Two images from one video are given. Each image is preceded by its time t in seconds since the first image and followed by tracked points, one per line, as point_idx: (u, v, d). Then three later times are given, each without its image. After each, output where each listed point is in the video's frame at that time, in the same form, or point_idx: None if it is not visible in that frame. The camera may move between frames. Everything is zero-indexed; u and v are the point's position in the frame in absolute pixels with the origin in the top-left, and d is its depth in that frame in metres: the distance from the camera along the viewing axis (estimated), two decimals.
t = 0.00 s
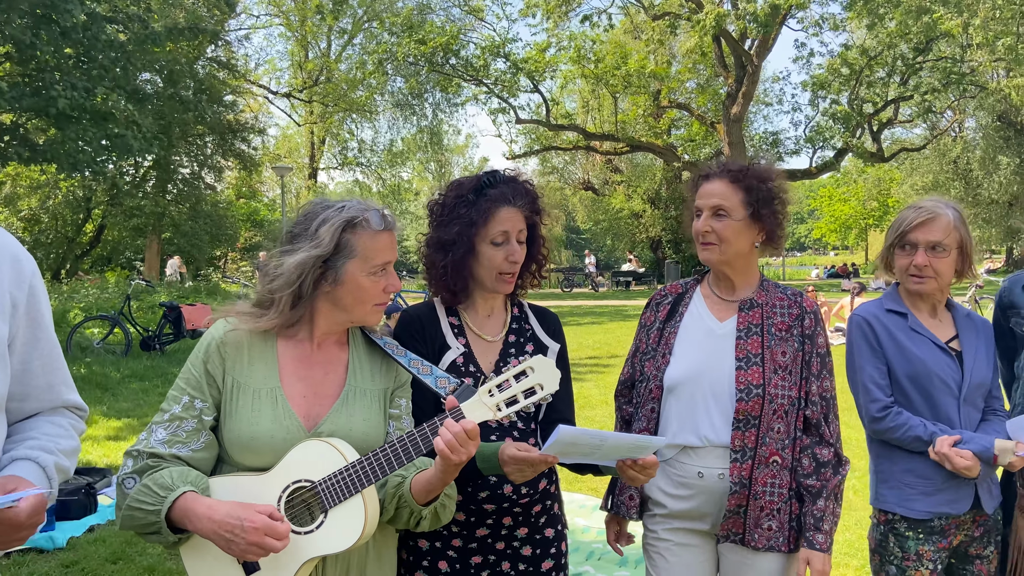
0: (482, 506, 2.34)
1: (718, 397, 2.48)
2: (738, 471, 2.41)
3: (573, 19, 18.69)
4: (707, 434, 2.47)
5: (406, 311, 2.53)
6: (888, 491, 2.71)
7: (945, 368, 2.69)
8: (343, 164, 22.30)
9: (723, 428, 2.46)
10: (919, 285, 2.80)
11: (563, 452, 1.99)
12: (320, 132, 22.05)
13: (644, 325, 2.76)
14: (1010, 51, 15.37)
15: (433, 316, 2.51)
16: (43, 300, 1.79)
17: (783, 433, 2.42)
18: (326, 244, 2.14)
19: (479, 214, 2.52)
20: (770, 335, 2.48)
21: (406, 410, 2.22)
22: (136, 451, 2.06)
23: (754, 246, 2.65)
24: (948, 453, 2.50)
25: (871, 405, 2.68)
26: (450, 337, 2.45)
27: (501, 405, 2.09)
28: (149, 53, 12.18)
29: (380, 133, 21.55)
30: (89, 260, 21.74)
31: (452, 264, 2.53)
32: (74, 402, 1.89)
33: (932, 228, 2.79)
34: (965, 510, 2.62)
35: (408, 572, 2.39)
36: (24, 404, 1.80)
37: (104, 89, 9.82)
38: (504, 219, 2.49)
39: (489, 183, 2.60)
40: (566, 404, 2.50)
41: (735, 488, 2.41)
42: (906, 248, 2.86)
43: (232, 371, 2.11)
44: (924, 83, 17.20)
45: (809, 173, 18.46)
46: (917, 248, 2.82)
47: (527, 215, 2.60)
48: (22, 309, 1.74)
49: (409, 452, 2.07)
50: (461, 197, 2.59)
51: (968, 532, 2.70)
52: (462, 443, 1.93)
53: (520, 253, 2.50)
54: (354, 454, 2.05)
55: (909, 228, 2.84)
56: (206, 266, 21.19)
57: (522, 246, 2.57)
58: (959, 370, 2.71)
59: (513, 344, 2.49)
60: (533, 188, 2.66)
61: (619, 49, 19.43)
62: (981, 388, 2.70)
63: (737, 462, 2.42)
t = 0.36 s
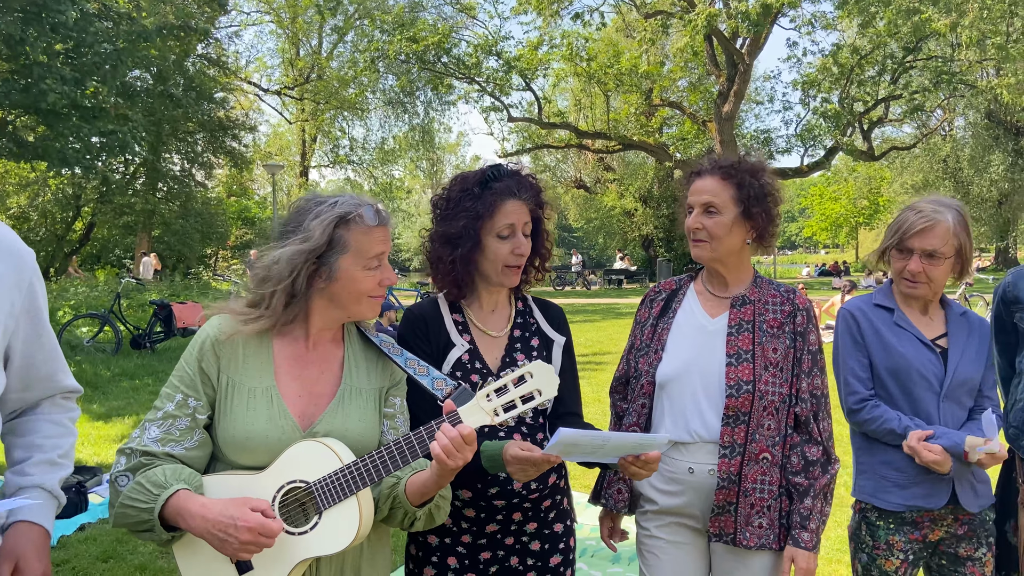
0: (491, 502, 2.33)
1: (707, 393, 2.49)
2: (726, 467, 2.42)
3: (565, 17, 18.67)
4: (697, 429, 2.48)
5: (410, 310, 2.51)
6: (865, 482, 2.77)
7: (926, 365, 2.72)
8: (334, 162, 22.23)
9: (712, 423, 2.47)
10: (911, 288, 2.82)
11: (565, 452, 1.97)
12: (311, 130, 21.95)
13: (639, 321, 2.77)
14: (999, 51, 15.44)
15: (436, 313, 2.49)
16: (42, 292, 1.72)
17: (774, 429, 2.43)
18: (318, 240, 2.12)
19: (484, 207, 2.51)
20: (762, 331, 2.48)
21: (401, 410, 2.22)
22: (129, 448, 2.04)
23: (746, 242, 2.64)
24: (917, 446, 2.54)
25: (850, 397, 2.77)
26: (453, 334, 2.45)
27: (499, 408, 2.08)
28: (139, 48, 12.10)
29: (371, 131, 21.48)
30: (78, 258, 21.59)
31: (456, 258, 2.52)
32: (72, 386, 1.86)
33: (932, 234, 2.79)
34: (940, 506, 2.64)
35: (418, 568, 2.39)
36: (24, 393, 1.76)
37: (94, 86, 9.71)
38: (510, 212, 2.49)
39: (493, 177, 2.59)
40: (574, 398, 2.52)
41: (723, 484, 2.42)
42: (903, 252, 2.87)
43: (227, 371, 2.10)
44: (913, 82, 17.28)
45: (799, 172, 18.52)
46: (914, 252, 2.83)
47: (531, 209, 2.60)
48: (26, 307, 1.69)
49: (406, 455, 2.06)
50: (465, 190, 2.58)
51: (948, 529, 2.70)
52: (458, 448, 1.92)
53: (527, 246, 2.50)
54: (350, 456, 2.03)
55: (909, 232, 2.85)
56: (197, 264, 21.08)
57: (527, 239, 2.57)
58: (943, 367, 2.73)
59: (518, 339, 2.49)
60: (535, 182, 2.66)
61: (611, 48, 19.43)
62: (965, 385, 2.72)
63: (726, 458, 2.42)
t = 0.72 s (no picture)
0: (509, 499, 2.32)
1: (701, 388, 2.49)
2: (719, 464, 2.42)
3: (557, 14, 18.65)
4: (690, 426, 2.48)
5: (416, 313, 2.50)
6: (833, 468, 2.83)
7: (896, 358, 2.76)
8: (326, 159, 22.18)
9: (705, 420, 2.47)
10: (901, 292, 2.83)
11: (574, 451, 1.95)
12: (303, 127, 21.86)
13: (632, 315, 2.76)
14: (989, 50, 15.52)
15: (442, 314, 2.48)
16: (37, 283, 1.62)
17: (768, 425, 2.44)
18: (309, 231, 2.11)
19: (490, 202, 2.50)
20: (755, 328, 2.48)
21: (395, 407, 2.21)
22: (121, 446, 2.02)
23: (741, 239, 2.64)
24: (866, 432, 2.61)
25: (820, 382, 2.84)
26: (461, 335, 2.44)
27: (493, 406, 2.08)
28: (129, 44, 11.99)
29: (363, 128, 21.42)
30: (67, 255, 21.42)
31: (466, 254, 2.49)
32: (69, 397, 1.71)
33: (942, 252, 2.74)
34: (896, 496, 2.66)
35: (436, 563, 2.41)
36: (13, 397, 1.62)
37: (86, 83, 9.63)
38: (513, 206, 2.49)
39: (495, 172, 2.58)
40: (586, 391, 2.52)
41: (716, 480, 2.43)
42: (908, 259, 2.83)
43: (219, 369, 2.08)
44: (903, 81, 17.37)
45: (791, 170, 18.59)
46: (917, 262, 2.80)
47: (533, 202, 2.59)
48: (19, 304, 1.58)
49: (400, 453, 2.05)
50: (469, 185, 2.57)
51: (918, 524, 2.72)
52: (451, 446, 1.91)
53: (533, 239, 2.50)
54: (343, 454, 2.02)
55: (921, 244, 2.78)
56: (188, 261, 20.97)
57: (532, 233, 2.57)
58: (915, 362, 2.76)
59: (527, 335, 2.49)
60: (535, 176, 2.65)
61: (604, 45, 19.44)
62: (936, 382, 2.74)
63: (718, 455, 2.43)
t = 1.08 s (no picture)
0: (516, 498, 2.32)
1: (697, 384, 2.50)
2: (714, 460, 2.43)
3: (551, 11, 18.62)
4: (686, 423, 2.48)
5: (417, 313, 2.50)
6: (842, 470, 2.76)
7: (916, 355, 2.77)
8: (319, 156, 22.07)
9: (700, 415, 2.48)
10: (908, 287, 2.84)
11: (569, 446, 1.97)
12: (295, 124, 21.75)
13: (627, 311, 2.76)
14: (980, 47, 15.58)
15: (443, 314, 2.48)
16: (35, 279, 1.61)
17: (762, 421, 2.44)
18: (300, 217, 2.13)
19: (485, 196, 2.50)
20: (751, 325, 2.49)
21: (392, 401, 2.21)
22: (117, 442, 2.02)
23: (736, 235, 2.65)
24: (921, 436, 2.57)
25: (848, 384, 2.71)
26: (462, 333, 2.43)
27: (490, 397, 2.10)
28: (119, 39, 11.89)
29: (356, 124, 21.32)
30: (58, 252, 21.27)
31: (463, 249, 2.50)
32: (60, 395, 1.68)
33: (952, 247, 2.79)
34: (916, 498, 2.68)
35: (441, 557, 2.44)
36: (5, 393, 1.59)
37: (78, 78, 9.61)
38: (509, 200, 2.49)
39: (490, 168, 2.59)
40: (590, 385, 2.52)
41: (711, 476, 2.43)
42: (915, 254, 2.84)
43: (216, 362, 2.07)
44: (896, 78, 17.39)
45: (784, 167, 18.61)
46: (927, 258, 2.82)
47: (529, 197, 2.59)
48: (13, 298, 1.56)
49: (397, 444, 2.05)
50: (464, 181, 2.57)
51: (915, 518, 2.76)
52: (449, 437, 1.91)
53: (529, 233, 2.50)
54: (339, 446, 2.02)
55: (930, 238, 2.79)
56: (180, 259, 20.87)
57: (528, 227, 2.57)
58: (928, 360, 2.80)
59: (528, 331, 2.48)
60: (531, 171, 2.66)
61: (597, 42, 19.40)
62: (941, 381, 2.81)
63: (713, 451, 2.44)
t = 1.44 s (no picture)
0: (498, 493, 2.32)
1: (692, 381, 2.49)
2: (708, 456, 2.44)
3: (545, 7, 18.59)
4: (682, 419, 2.48)
5: (406, 305, 2.50)
6: (827, 462, 2.79)
7: (900, 350, 2.78)
8: (312, 152, 21.97)
9: (696, 411, 2.48)
10: (891, 284, 2.86)
11: (548, 445, 1.95)
12: (288, 120, 21.65)
13: (622, 307, 2.76)
14: (973, 43, 15.61)
15: (432, 306, 2.48)
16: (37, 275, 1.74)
17: (758, 419, 2.44)
18: (293, 213, 2.13)
19: (464, 185, 2.53)
20: (746, 321, 2.49)
21: (390, 399, 2.20)
22: (113, 442, 2.00)
23: (732, 231, 2.64)
24: (894, 426, 2.59)
25: (826, 375, 2.78)
26: (450, 327, 2.43)
27: (487, 394, 2.08)
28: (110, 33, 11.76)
29: (350, 121, 21.22)
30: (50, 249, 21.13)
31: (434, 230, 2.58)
32: (60, 384, 1.81)
33: (930, 240, 2.79)
34: (899, 492, 2.68)
35: (425, 555, 2.42)
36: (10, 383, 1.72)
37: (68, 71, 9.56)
38: (489, 190, 2.49)
39: (479, 160, 2.61)
40: (578, 384, 2.51)
41: (705, 472, 2.44)
42: (895, 249, 2.86)
43: (211, 362, 2.06)
44: (889, 74, 17.41)
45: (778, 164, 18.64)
46: (906, 253, 2.83)
47: (518, 189, 2.58)
48: (17, 289, 1.69)
49: (394, 442, 2.04)
50: (447, 170, 2.61)
51: (904, 516, 2.75)
52: (445, 434, 1.90)
53: (508, 225, 2.48)
54: (337, 445, 2.01)
55: (906, 232, 2.82)
56: (173, 255, 20.77)
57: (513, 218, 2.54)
58: (915, 355, 2.80)
59: (517, 327, 2.48)
60: (524, 165, 2.65)
61: (592, 38, 19.36)
62: (931, 376, 2.80)
63: (707, 447, 2.44)
